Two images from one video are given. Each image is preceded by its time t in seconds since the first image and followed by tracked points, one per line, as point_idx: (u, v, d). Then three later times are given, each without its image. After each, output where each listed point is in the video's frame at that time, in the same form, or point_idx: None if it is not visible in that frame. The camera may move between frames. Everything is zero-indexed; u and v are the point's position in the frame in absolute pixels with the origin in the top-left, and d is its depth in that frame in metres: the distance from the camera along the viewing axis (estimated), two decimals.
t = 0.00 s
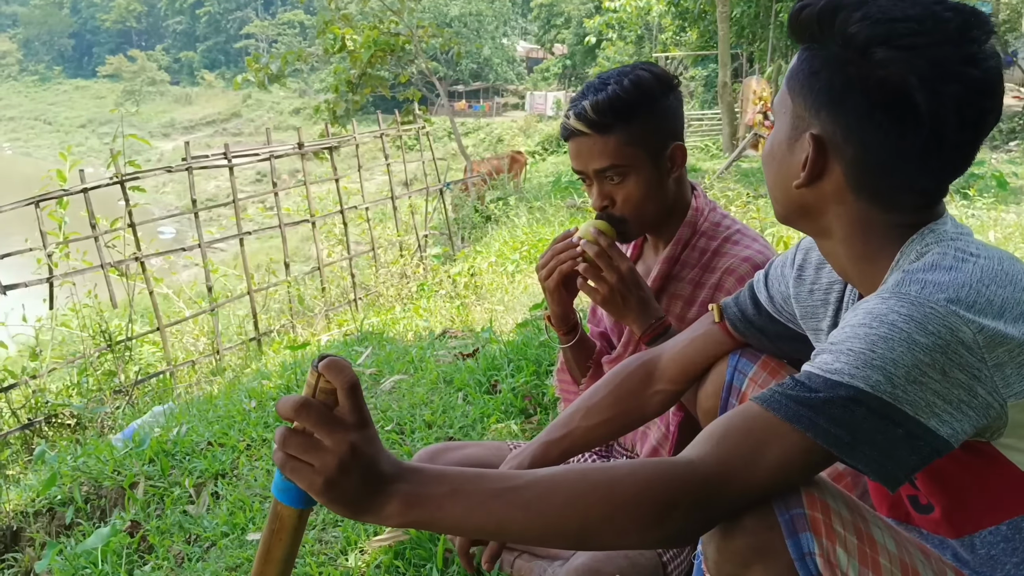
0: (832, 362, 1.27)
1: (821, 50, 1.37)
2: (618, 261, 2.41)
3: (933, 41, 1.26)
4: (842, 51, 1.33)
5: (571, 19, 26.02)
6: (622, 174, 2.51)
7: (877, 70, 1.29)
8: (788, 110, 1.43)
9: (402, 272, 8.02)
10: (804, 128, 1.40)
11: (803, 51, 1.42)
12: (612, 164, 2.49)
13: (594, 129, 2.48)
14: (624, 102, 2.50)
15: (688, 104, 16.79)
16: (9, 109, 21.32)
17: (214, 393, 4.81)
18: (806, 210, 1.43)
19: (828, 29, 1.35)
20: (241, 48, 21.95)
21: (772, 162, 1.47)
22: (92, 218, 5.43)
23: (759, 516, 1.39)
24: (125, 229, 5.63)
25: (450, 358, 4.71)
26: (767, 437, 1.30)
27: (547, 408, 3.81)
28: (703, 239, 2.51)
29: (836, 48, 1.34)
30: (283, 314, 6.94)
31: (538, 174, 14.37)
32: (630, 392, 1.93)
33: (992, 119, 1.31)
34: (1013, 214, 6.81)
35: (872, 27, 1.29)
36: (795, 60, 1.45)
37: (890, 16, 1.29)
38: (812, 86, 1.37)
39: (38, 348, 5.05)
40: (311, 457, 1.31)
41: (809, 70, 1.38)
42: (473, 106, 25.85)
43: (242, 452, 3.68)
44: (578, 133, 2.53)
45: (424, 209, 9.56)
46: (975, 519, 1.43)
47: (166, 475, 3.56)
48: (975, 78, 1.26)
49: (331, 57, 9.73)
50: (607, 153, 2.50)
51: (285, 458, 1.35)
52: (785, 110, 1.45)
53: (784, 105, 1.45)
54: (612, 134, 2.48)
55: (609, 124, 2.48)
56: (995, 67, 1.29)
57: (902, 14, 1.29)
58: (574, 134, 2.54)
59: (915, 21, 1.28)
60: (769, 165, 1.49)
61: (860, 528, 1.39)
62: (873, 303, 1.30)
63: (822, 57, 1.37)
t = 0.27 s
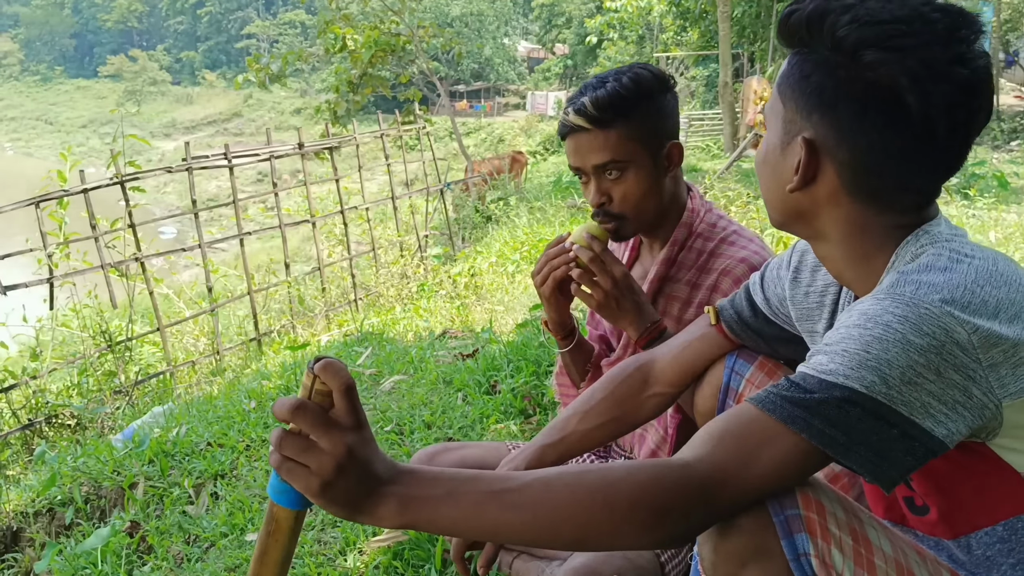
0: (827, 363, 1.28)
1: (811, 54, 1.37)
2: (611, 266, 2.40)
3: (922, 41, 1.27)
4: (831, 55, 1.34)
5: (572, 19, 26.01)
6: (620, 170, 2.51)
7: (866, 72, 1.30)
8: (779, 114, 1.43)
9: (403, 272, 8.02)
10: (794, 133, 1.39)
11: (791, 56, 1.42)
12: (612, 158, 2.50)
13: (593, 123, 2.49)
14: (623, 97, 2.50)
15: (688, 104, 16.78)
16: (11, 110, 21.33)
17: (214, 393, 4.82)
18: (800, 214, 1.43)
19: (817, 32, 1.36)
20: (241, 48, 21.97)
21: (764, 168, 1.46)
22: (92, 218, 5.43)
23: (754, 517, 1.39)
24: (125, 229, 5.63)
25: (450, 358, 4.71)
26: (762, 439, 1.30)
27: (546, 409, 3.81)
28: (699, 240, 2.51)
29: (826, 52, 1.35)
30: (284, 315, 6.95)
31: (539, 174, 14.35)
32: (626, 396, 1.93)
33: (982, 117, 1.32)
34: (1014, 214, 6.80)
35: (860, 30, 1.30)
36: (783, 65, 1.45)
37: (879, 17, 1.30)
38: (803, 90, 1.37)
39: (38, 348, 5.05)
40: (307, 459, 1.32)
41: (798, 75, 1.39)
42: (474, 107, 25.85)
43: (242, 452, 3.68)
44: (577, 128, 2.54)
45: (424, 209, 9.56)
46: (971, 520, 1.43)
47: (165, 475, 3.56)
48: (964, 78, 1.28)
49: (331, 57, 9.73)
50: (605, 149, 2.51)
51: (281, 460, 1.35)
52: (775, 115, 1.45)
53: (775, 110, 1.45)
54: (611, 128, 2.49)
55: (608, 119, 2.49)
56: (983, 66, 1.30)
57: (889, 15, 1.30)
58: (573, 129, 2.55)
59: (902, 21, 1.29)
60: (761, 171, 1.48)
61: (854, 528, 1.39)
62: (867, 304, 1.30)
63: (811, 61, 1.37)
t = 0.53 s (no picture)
0: (820, 365, 1.28)
1: (803, 59, 1.39)
2: (591, 292, 2.38)
3: (912, 44, 1.29)
4: (822, 60, 1.35)
5: (572, 19, 26.00)
6: (637, 134, 2.60)
7: (857, 75, 1.31)
8: (772, 119, 1.44)
9: (402, 272, 8.03)
10: (787, 136, 1.41)
11: (784, 61, 1.44)
12: (632, 119, 2.59)
13: (622, 80, 2.60)
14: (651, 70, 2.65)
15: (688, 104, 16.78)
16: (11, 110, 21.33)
17: (213, 393, 4.83)
18: (794, 217, 1.43)
19: (809, 36, 1.37)
20: (241, 48, 21.97)
21: (758, 170, 1.47)
22: (92, 218, 5.43)
23: (748, 518, 1.40)
24: (125, 229, 5.63)
25: (449, 359, 4.71)
26: (756, 441, 1.30)
27: (544, 410, 3.81)
28: (692, 240, 2.50)
29: (817, 56, 1.36)
30: (283, 315, 6.95)
31: (539, 174, 14.35)
32: (623, 398, 1.94)
33: (973, 118, 1.33)
34: (1012, 214, 6.81)
35: (849, 34, 1.32)
36: (776, 70, 1.47)
37: (869, 21, 1.32)
38: (794, 94, 1.39)
39: (38, 349, 5.06)
40: (303, 460, 1.32)
41: (791, 79, 1.40)
42: (474, 107, 25.84)
43: (241, 452, 3.68)
44: (603, 87, 2.63)
45: (424, 209, 9.56)
46: (966, 521, 1.43)
47: (164, 476, 3.56)
48: (954, 79, 1.29)
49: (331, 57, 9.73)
50: (628, 110, 2.61)
51: (277, 461, 1.36)
52: (769, 119, 1.46)
53: (767, 115, 1.47)
54: (637, 92, 2.61)
55: (633, 84, 2.60)
56: (973, 67, 1.31)
57: (878, 19, 1.32)
58: (597, 89, 2.64)
59: (890, 24, 1.31)
60: (754, 175, 1.49)
61: (848, 529, 1.40)
62: (862, 306, 1.31)
63: (803, 66, 1.39)
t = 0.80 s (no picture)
0: (817, 366, 1.29)
1: (795, 62, 1.40)
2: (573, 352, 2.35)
3: (903, 45, 1.29)
4: (814, 62, 1.36)
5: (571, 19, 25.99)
6: (640, 120, 2.63)
7: (848, 77, 1.32)
8: (765, 122, 1.45)
9: (401, 272, 8.04)
10: (781, 139, 1.41)
11: (776, 65, 1.44)
12: (638, 106, 2.64)
13: (628, 71, 2.66)
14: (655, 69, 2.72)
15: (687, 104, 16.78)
16: (11, 111, 21.31)
17: (213, 394, 4.83)
18: (790, 219, 1.44)
19: (801, 39, 1.38)
20: (241, 48, 21.96)
21: (752, 173, 1.48)
22: (91, 218, 5.42)
23: (746, 519, 1.40)
24: (124, 230, 5.63)
25: (448, 359, 4.71)
26: (753, 442, 1.31)
27: (544, 409, 3.80)
28: (688, 239, 2.49)
29: (809, 59, 1.37)
30: (283, 315, 6.95)
31: (539, 174, 14.35)
32: (620, 400, 1.96)
33: (966, 118, 1.34)
34: (1012, 214, 6.81)
35: (841, 36, 1.33)
36: (769, 74, 1.48)
37: (860, 22, 1.32)
38: (787, 97, 1.39)
39: (37, 349, 5.07)
40: (301, 461, 1.33)
41: (783, 83, 1.41)
42: (474, 106, 25.84)
43: (241, 453, 3.68)
44: (609, 75, 2.68)
45: (423, 209, 9.56)
46: (963, 521, 1.43)
47: (164, 476, 3.56)
48: (946, 79, 1.29)
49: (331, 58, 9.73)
50: (633, 99, 2.66)
51: (276, 462, 1.36)
52: (762, 123, 1.47)
53: (761, 119, 1.47)
54: (642, 84, 2.67)
55: (637, 76, 2.67)
56: (965, 67, 1.32)
57: (869, 20, 1.32)
58: (604, 77, 2.69)
59: (881, 26, 1.31)
60: (749, 179, 1.50)
61: (845, 530, 1.40)
62: (858, 307, 1.31)
63: (796, 68, 1.39)
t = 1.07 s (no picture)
0: (816, 369, 1.30)
1: (789, 67, 1.41)
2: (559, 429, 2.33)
3: (896, 47, 1.31)
4: (809, 66, 1.38)
5: (571, 20, 25.99)
6: (631, 137, 2.65)
7: (842, 81, 1.33)
8: (762, 127, 1.46)
9: (401, 273, 8.05)
10: (778, 144, 1.42)
11: (771, 69, 1.46)
12: (626, 123, 2.65)
13: (613, 87, 2.66)
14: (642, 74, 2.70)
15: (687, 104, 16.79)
16: (11, 111, 21.32)
17: (213, 394, 4.84)
18: (787, 225, 1.45)
19: (795, 43, 1.39)
20: (241, 48, 21.97)
21: (749, 179, 1.49)
22: (92, 219, 5.42)
23: (745, 521, 1.41)
24: (125, 231, 5.64)
25: (448, 359, 4.71)
26: (752, 445, 1.32)
27: (544, 410, 3.80)
28: (684, 239, 2.50)
29: (803, 63, 1.39)
30: (283, 316, 6.96)
31: (539, 175, 14.35)
32: (618, 402, 1.98)
33: (962, 119, 1.35)
34: (1011, 214, 6.82)
35: (835, 39, 1.34)
36: (763, 79, 1.49)
37: (854, 25, 1.34)
38: (783, 101, 1.40)
39: (38, 349, 5.08)
40: (302, 464, 1.34)
41: (778, 87, 1.42)
42: (474, 107, 25.85)
43: (241, 453, 3.70)
44: (596, 93, 2.69)
45: (424, 210, 9.57)
46: (963, 522, 1.43)
47: (164, 476, 3.57)
48: (941, 80, 1.30)
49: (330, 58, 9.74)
50: (621, 113, 2.66)
51: (277, 465, 1.38)
52: (758, 128, 1.48)
53: (756, 123, 1.48)
54: (628, 97, 2.67)
55: (625, 89, 2.67)
56: (959, 68, 1.33)
57: (863, 23, 1.34)
58: (591, 96, 2.69)
59: (875, 28, 1.33)
60: (746, 184, 1.51)
61: (845, 533, 1.40)
62: (858, 309, 1.32)
63: (790, 73, 1.41)
